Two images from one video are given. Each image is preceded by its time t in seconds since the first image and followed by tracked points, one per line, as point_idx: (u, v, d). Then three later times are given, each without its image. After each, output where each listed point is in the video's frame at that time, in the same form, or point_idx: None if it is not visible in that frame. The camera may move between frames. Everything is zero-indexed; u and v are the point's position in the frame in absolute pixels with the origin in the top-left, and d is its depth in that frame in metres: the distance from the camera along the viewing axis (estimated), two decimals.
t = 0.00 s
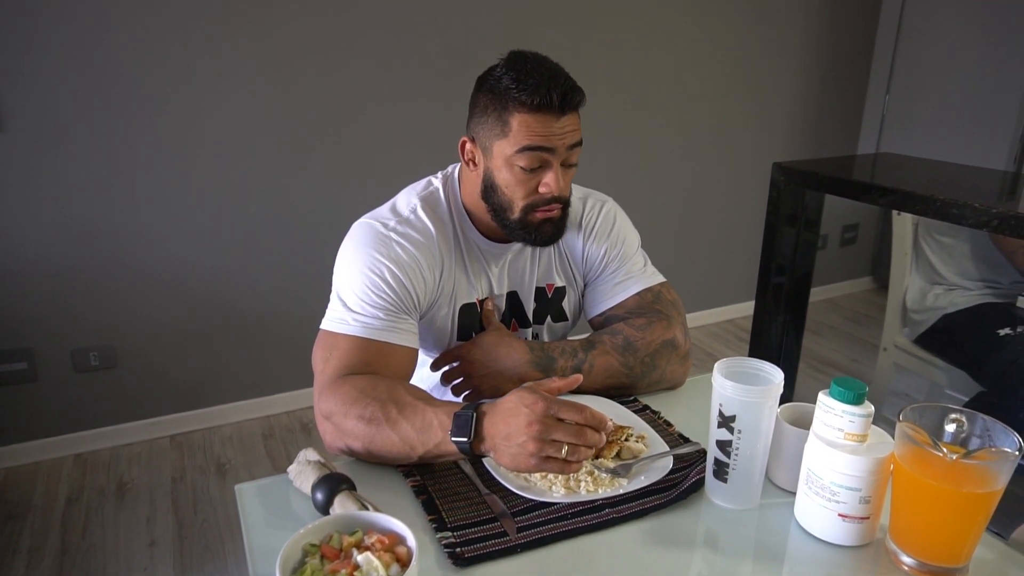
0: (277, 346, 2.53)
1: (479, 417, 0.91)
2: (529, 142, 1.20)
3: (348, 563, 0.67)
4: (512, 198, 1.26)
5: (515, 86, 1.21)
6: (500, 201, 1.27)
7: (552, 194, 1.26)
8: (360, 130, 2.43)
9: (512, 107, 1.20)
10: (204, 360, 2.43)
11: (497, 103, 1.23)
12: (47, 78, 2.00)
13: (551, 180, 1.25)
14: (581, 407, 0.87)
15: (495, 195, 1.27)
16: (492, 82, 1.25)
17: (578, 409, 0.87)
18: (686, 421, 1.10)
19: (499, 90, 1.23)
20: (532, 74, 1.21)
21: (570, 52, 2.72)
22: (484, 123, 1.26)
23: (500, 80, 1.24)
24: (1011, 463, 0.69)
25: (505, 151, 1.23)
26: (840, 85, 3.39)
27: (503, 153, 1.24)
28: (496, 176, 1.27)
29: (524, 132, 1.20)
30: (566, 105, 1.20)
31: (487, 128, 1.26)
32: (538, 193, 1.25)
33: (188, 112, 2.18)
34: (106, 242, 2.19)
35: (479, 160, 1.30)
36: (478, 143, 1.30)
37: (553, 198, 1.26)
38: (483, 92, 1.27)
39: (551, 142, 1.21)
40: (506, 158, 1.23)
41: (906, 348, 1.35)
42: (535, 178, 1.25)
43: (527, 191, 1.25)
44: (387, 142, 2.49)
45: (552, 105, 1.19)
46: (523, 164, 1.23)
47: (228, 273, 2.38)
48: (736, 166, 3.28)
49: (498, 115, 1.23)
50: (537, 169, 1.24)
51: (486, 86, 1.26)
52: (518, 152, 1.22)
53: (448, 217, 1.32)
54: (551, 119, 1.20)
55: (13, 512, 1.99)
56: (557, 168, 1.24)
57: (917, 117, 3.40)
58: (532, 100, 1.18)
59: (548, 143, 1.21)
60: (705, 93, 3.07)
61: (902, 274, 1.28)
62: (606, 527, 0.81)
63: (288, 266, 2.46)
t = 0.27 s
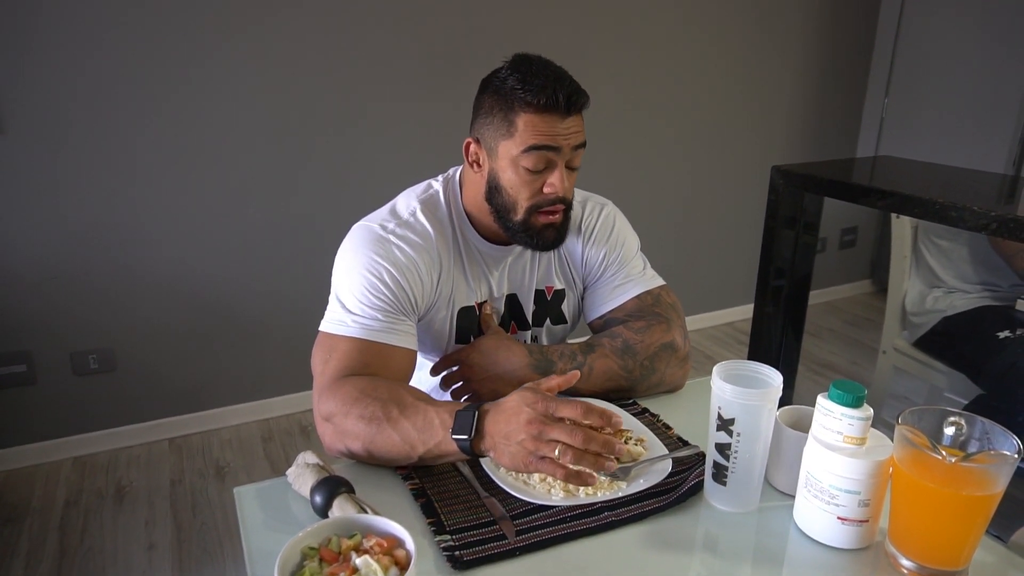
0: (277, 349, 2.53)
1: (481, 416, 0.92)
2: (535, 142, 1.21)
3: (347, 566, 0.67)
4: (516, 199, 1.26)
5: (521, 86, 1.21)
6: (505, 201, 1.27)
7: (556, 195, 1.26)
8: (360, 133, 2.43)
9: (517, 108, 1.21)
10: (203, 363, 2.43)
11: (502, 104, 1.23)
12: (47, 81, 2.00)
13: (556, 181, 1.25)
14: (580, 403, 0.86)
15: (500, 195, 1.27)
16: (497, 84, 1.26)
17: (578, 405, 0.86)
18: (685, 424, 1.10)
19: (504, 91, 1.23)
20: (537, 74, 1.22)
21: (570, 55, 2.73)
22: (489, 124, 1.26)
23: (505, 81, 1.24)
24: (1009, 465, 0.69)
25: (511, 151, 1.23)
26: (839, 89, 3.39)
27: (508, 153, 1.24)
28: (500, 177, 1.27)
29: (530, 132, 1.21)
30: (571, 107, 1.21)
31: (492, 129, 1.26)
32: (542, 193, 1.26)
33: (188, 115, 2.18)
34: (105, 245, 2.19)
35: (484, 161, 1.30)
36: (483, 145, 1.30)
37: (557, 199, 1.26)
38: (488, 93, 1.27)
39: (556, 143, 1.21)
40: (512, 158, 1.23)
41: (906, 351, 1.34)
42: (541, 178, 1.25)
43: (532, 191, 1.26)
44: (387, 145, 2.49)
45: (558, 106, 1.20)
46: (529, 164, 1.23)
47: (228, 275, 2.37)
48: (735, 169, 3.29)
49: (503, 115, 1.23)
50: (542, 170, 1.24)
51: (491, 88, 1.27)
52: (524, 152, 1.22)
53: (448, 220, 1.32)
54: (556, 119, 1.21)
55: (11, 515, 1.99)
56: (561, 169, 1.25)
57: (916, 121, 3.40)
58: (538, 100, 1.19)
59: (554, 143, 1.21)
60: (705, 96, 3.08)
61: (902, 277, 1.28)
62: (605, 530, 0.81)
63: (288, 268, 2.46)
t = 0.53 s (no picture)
0: (276, 352, 2.53)
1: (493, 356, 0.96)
2: (547, 144, 1.21)
3: (344, 569, 0.67)
4: (525, 200, 1.26)
5: (535, 88, 1.22)
6: (513, 202, 1.26)
7: (565, 198, 1.27)
8: (359, 136, 2.44)
9: (532, 109, 1.21)
10: (202, 366, 2.43)
11: (516, 105, 1.24)
12: (47, 84, 2.01)
13: (565, 185, 1.26)
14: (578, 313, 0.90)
15: (507, 196, 1.27)
16: (510, 85, 1.26)
17: (577, 317, 0.90)
18: (684, 427, 1.09)
19: (517, 92, 1.24)
20: (552, 78, 1.22)
21: (569, 59, 2.73)
22: (501, 123, 1.26)
23: (518, 82, 1.25)
24: (1008, 469, 0.69)
25: (522, 152, 1.23)
26: (838, 93, 3.40)
27: (519, 154, 1.24)
28: (510, 177, 1.27)
29: (543, 135, 1.21)
30: (584, 112, 1.22)
31: (504, 128, 1.26)
32: (551, 195, 1.26)
33: (187, 118, 2.18)
34: (104, 248, 2.19)
35: (493, 161, 1.30)
36: (493, 144, 1.30)
37: (565, 203, 1.27)
38: (501, 93, 1.28)
39: (569, 146, 1.22)
40: (522, 159, 1.24)
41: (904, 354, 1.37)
42: (550, 181, 1.25)
43: (541, 194, 1.26)
44: (386, 148, 2.49)
45: (572, 110, 1.20)
46: (540, 166, 1.23)
47: (226, 278, 2.37)
48: (734, 172, 3.29)
49: (516, 115, 1.23)
50: (553, 173, 1.24)
51: (505, 88, 1.27)
52: (536, 154, 1.22)
53: (449, 222, 1.32)
54: (569, 123, 1.21)
55: (8, 519, 1.99)
56: (571, 173, 1.25)
57: (915, 125, 3.41)
58: (553, 103, 1.20)
59: (567, 146, 1.22)
60: (704, 99, 3.08)
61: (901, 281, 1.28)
62: (604, 534, 0.81)
63: (287, 271, 2.46)
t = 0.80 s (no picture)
0: (272, 354, 2.52)
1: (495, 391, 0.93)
2: (546, 145, 1.21)
3: (340, 571, 0.67)
4: (524, 202, 1.26)
5: (533, 89, 1.22)
6: (513, 204, 1.26)
7: (564, 199, 1.27)
8: (356, 137, 2.43)
9: (529, 111, 1.21)
10: (199, 368, 2.42)
11: (513, 107, 1.24)
12: (43, 85, 2.00)
13: (564, 185, 1.26)
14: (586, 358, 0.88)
15: (507, 198, 1.27)
16: (508, 87, 1.26)
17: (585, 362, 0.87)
18: (681, 428, 1.09)
19: (516, 94, 1.24)
20: (548, 80, 1.23)
21: (566, 60, 2.74)
22: (499, 126, 1.26)
23: (516, 84, 1.25)
24: (1004, 469, 0.69)
25: (522, 153, 1.23)
26: (835, 93, 3.41)
27: (518, 156, 1.24)
28: (509, 179, 1.27)
29: (541, 136, 1.21)
30: (582, 112, 1.22)
31: (502, 131, 1.26)
32: (551, 197, 1.26)
33: (183, 119, 2.18)
34: (100, 249, 2.18)
35: (491, 164, 1.30)
36: (492, 147, 1.30)
37: (565, 204, 1.27)
38: (499, 96, 1.28)
39: (567, 147, 1.22)
40: (522, 160, 1.24)
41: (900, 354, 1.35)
42: (549, 182, 1.25)
43: (540, 195, 1.26)
44: (384, 149, 2.49)
45: (571, 110, 1.20)
46: (538, 167, 1.23)
47: (223, 279, 2.37)
48: (731, 173, 3.30)
49: (515, 117, 1.23)
50: (552, 173, 1.24)
51: (502, 90, 1.27)
52: (535, 155, 1.22)
53: (448, 225, 1.32)
54: (567, 123, 1.21)
55: (4, 521, 1.98)
56: (570, 174, 1.25)
57: (911, 125, 3.42)
58: (550, 104, 1.20)
59: (565, 147, 1.22)
60: (701, 100, 3.09)
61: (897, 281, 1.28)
62: (601, 535, 0.81)
63: (284, 272, 2.46)
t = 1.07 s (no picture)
0: (271, 354, 2.52)
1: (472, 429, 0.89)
2: (532, 141, 1.21)
3: (339, 572, 0.67)
4: (513, 198, 1.26)
5: (518, 86, 1.22)
6: (501, 201, 1.27)
7: (553, 195, 1.27)
8: (354, 138, 2.43)
9: (514, 107, 1.22)
10: (197, 369, 2.42)
11: (499, 103, 1.24)
12: (40, 86, 2.00)
13: (552, 181, 1.26)
14: (568, 428, 0.83)
15: (495, 194, 1.27)
16: (494, 84, 1.26)
17: (566, 431, 0.83)
18: (680, 428, 1.09)
19: (502, 91, 1.24)
20: (533, 75, 1.23)
21: (563, 61, 2.74)
22: (487, 124, 1.27)
23: (502, 81, 1.25)
24: (1002, 469, 0.69)
25: (508, 150, 1.24)
26: (832, 93, 3.41)
27: (505, 152, 1.24)
28: (497, 175, 1.27)
29: (526, 131, 1.21)
30: (568, 106, 1.22)
31: (489, 128, 1.27)
32: (539, 193, 1.26)
33: (181, 119, 2.18)
34: (98, 250, 2.18)
35: (479, 161, 1.31)
36: (480, 144, 1.30)
37: (553, 199, 1.27)
38: (486, 93, 1.28)
39: (553, 142, 1.22)
40: (509, 156, 1.24)
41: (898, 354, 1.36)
42: (537, 178, 1.25)
43: (528, 191, 1.26)
44: (382, 149, 2.49)
45: (555, 105, 1.20)
46: (525, 163, 1.23)
47: (221, 280, 2.37)
48: (730, 173, 3.30)
49: (501, 114, 1.24)
50: (539, 169, 1.24)
51: (489, 87, 1.27)
52: (521, 151, 1.22)
53: (440, 223, 1.32)
54: (552, 118, 1.21)
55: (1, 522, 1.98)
56: (558, 169, 1.25)
57: (908, 125, 3.43)
58: (534, 99, 1.20)
59: (551, 143, 1.22)
60: (699, 100, 3.09)
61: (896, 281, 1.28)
62: (600, 535, 0.81)
63: (282, 272, 2.45)
